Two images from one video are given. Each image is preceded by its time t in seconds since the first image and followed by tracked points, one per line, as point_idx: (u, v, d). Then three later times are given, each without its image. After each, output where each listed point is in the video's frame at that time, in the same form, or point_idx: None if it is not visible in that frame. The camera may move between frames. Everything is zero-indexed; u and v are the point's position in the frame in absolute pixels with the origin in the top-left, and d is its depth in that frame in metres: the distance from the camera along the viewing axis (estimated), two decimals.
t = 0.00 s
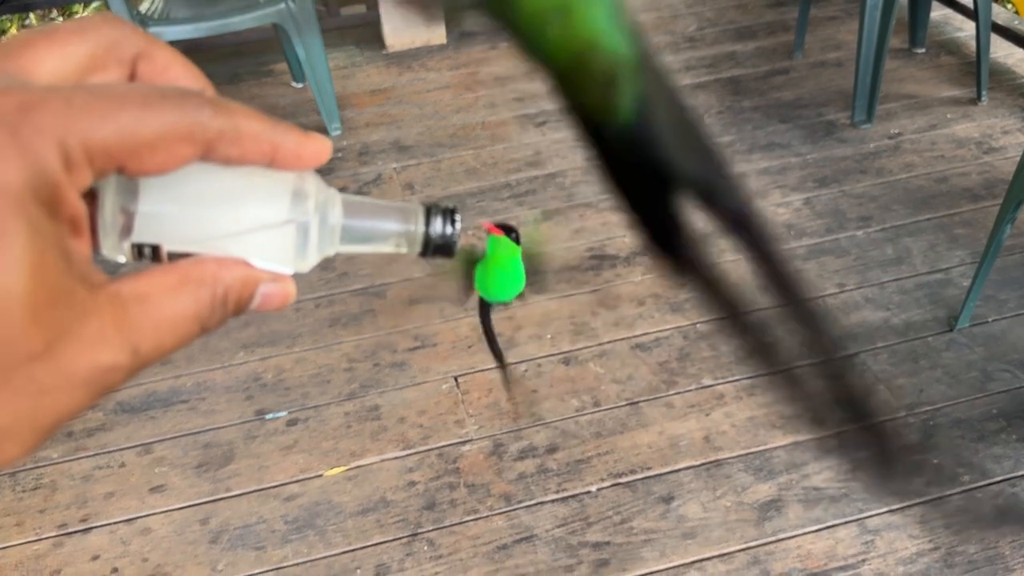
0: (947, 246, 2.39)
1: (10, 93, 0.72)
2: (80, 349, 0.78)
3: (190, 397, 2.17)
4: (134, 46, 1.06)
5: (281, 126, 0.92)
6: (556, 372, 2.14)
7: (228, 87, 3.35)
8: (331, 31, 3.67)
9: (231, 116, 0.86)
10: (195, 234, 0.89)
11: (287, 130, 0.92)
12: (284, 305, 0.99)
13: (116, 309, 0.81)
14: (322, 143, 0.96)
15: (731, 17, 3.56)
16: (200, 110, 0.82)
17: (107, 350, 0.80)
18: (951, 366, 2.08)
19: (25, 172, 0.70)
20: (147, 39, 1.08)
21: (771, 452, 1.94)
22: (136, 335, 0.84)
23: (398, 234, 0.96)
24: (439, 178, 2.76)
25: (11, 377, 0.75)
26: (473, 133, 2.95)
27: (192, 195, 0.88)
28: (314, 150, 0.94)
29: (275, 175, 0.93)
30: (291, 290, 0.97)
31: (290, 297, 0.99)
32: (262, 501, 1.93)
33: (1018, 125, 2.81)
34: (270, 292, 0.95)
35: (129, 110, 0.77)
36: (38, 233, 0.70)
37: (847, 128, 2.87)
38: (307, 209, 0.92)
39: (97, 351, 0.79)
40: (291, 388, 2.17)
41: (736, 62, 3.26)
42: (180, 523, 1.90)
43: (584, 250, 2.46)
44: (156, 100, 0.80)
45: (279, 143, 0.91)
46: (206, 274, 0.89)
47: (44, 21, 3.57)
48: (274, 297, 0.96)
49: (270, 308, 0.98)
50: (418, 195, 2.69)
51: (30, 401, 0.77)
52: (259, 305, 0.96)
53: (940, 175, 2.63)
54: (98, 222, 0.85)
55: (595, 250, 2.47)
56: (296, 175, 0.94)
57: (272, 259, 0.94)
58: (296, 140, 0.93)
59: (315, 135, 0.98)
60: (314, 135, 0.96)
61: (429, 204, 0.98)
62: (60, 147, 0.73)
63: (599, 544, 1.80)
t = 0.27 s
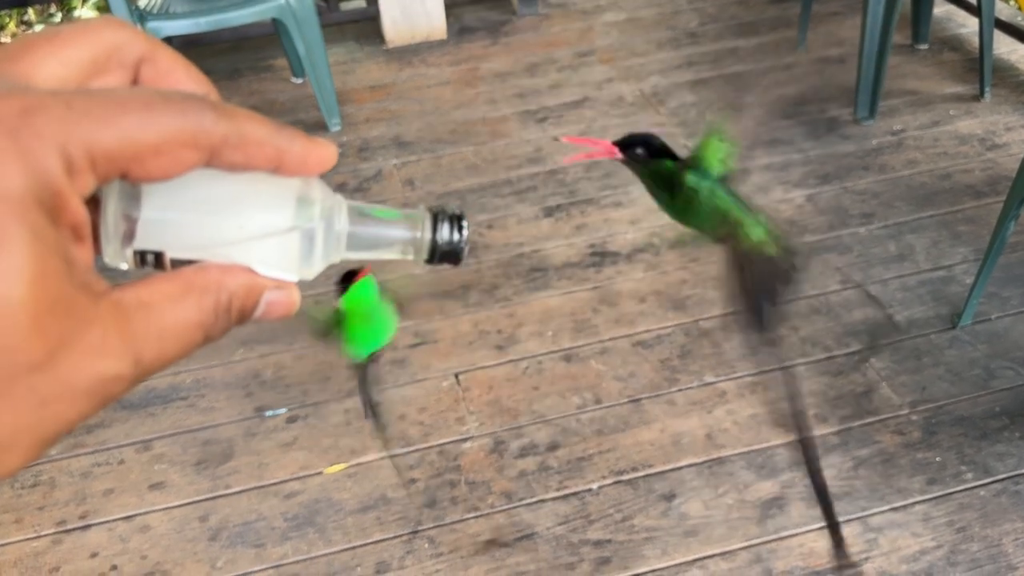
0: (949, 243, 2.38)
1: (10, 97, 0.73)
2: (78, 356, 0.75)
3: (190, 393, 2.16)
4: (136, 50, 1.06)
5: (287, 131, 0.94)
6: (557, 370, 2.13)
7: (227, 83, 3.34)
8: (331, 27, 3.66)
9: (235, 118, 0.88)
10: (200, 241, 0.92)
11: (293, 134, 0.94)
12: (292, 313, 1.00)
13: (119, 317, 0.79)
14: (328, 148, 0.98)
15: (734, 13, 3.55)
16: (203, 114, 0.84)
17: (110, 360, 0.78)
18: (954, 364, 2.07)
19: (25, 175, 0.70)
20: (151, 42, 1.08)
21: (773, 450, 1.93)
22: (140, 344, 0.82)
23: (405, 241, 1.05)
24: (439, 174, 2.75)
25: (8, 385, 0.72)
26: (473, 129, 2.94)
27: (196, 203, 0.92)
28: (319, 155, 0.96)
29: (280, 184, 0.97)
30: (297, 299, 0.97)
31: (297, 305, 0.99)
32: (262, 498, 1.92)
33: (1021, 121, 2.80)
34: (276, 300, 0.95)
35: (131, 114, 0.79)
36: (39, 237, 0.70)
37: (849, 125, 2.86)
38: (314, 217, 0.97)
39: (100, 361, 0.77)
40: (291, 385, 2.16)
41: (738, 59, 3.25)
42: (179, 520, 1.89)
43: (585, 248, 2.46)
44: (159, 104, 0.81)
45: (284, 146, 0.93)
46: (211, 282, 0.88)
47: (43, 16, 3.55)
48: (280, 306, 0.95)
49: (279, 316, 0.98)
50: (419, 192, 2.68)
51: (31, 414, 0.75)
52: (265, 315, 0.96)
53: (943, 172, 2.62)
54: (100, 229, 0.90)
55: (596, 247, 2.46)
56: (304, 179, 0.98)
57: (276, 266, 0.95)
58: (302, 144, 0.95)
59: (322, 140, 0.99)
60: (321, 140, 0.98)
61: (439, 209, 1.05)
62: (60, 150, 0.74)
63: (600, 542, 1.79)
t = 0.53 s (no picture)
0: (950, 241, 2.37)
1: (14, 85, 0.75)
2: (80, 343, 0.76)
3: (190, 391, 2.16)
4: (138, 37, 1.05)
5: (289, 120, 0.95)
6: (557, 367, 2.13)
7: (227, 80, 3.34)
8: (331, 23, 3.65)
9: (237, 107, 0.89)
10: (202, 229, 0.93)
11: (295, 124, 0.96)
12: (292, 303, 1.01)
13: (121, 304, 0.80)
14: (329, 137, 1.00)
15: (735, 9, 3.54)
16: (205, 102, 0.85)
17: (112, 348, 0.79)
18: (955, 362, 2.07)
19: (27, 163, 0.72)
20: (153, 31, 1.07)
21: (773, 448, 1.93)
22: (143, 332, 0.82)
23: (406, 230, 1.02)
24: (439, 170, 2.75)
25: (9, 372, 0.73)
26: (474, 126, 2.94)
27: (198, 190, 0.93)
28: (319, 145, 0.98)
29: (281, 171, 0.98)
30: (298, 288, 0.98)
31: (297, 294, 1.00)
32: (262, 496, 1.92)
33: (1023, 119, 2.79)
34: (277, 288, 0.95)
35: (133, 101, 0.79)
36: (39, 224, 0.71)
37: (851, 122, 2.85)
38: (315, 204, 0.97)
39: (102, 349, 0.78)
40: (291, 382, 2.16)
41: (739, 55, 3.24)
42: (179, 518, 1.89)
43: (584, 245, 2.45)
44: (161, 91, 0.82)
45: (286, 135, 0.95)
46: (212, 270, 0.88)
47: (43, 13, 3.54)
48: (281, 293, 0.96)
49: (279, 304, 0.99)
50: (419, 189, 2.67)
51: (34, 402, 0.76)
52: (266, 302, 0.97)
53: (944, 170, 2.61)
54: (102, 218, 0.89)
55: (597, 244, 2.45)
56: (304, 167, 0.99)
57: (275, 254, 0.97)
58: (303, 134, 0.96)
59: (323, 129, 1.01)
60: (321, 130, 0.99)
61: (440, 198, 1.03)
62: (62, 138, 0.75)
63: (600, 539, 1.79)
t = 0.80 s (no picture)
0: (951, 239, 2.37)
1: (14, 87, 0.75)
2: (80, 343, 0.76)
3: (190, 388, 2.16)
4: (137, 38, 1.06)
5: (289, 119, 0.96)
6: (557, 365, 2.12)
7: (227, 78, 3.33)
8: (331, 21, 3.64)
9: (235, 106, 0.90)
10: (202, 229, 0.93)
11: (295, 123, 0.97)
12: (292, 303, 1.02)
13: (121, 304, 0.80)
14: (330, 138, 1.01)
15: (735, 7, 3.54)
16: (205, 103, 0.86)
17: (112, 347, 0.79)
18: (955, 360, 2.07)
19: (26, 163, 0.72)
20: (153, 31, 1.08)
21: (773, 446, 1.93)
22: (143, 332, 0.82)
23: (406, 230, 1.04)
24: (439, 168, 2.75)
25: (9, 372, 0.73)
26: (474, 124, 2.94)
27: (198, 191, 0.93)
28: (320, 145, 0.99)
29: (281, 172, 0.99)
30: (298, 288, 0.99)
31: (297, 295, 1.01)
32: (262, 493, 1.92)
33: None
34: (277, 288, 0.96)
35: (133, 102, 0.80)
36: (38, 223, 0.71)
37: (851, 120, 2.85)
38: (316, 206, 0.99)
39: (102, 349, 0.78)
40: (291, 380, 2.16)
41: (740, 53, 3.24)
42: (179, 515, 1.89)
43: (584, 243, 2.45)
44: (161, 92, 0.83)
45: (286, 135, 0.95)
46: (212, 271, 0.89)
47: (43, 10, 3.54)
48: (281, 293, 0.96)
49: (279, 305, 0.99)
50: (420, 187, 2.67)
51: (34, 403, 0.75)
52: (266, 303, 0.97)
53: (945, 168, 2.61)
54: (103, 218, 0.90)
55: (597, 242, 2.45)
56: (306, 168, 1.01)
57: (276, 254, 0.98)
58: (303, 133, 0.97)
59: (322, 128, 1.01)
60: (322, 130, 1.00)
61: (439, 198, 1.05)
62: (62, 138, 0.75)
63: (600, 537, 1.79)
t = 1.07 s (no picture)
0: (951, 237, 2.37)
1: (9, 79, 0.68)
2: (81, 341, 0.72)
3: (189, 385, 2.15)
4: (138, 35, 1.03)
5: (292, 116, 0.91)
6: (557, 363, 2.12)
7: (227, 75, 3.33)
8: (331, 18, 3.64)
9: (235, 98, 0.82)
10: (202, 228, 0.87)
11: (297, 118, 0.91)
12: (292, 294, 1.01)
13: (120, 302, 0.76)
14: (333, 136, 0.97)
15: (736, 4, 3.53)
16: (206, 100, 0.78)
17: (111, 346, 0.75)
18: (955, 358, 2.07)
19: (27, 160, 0.66)
20: (152, 28, 1.06)
21: (773, 444, 1.93)
22: (143, 329, 0.79)
23: (403, 225, 1.15)
24: (439, 166, 2.74)
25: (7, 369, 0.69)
26: (474, 121, 2.93)
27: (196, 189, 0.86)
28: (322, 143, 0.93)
29: (280, 168, 0.91)
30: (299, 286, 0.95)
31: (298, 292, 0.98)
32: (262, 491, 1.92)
33: None
34: (278, 285, 0.91)
35: (133, 97, 0.73)
36: (41, 224, 0.66)
37: (851, 118, 2.85)
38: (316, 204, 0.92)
39: (102, 347, 0.74)
40: (291, 377, 2.16)
41: (740, 51, 3.23)
42: (179, 513, 1.89)
43: (584, 241, 2.44)
44: (160, 87, 0.75)
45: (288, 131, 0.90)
46: (212, 268, 0.85)
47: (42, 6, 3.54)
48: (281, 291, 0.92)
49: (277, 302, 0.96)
50: (419, 185, 2.67)
51: (33, 399, 0.72)
52: (265, 299, 0.93)
53: (945, 166, 2.61)
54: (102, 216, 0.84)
55: (597, 239, 2.45)
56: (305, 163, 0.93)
57: (276, 252, 0.92)
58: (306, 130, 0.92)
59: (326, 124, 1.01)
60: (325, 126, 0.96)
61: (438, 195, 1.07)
62: (62, 134, 0.69)
63: (600, 535, 1.79)
